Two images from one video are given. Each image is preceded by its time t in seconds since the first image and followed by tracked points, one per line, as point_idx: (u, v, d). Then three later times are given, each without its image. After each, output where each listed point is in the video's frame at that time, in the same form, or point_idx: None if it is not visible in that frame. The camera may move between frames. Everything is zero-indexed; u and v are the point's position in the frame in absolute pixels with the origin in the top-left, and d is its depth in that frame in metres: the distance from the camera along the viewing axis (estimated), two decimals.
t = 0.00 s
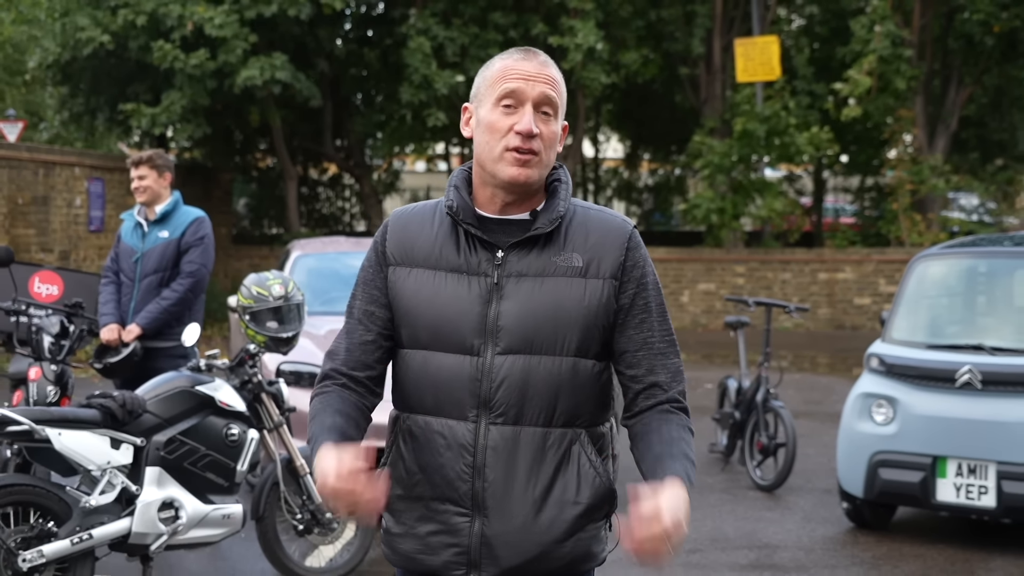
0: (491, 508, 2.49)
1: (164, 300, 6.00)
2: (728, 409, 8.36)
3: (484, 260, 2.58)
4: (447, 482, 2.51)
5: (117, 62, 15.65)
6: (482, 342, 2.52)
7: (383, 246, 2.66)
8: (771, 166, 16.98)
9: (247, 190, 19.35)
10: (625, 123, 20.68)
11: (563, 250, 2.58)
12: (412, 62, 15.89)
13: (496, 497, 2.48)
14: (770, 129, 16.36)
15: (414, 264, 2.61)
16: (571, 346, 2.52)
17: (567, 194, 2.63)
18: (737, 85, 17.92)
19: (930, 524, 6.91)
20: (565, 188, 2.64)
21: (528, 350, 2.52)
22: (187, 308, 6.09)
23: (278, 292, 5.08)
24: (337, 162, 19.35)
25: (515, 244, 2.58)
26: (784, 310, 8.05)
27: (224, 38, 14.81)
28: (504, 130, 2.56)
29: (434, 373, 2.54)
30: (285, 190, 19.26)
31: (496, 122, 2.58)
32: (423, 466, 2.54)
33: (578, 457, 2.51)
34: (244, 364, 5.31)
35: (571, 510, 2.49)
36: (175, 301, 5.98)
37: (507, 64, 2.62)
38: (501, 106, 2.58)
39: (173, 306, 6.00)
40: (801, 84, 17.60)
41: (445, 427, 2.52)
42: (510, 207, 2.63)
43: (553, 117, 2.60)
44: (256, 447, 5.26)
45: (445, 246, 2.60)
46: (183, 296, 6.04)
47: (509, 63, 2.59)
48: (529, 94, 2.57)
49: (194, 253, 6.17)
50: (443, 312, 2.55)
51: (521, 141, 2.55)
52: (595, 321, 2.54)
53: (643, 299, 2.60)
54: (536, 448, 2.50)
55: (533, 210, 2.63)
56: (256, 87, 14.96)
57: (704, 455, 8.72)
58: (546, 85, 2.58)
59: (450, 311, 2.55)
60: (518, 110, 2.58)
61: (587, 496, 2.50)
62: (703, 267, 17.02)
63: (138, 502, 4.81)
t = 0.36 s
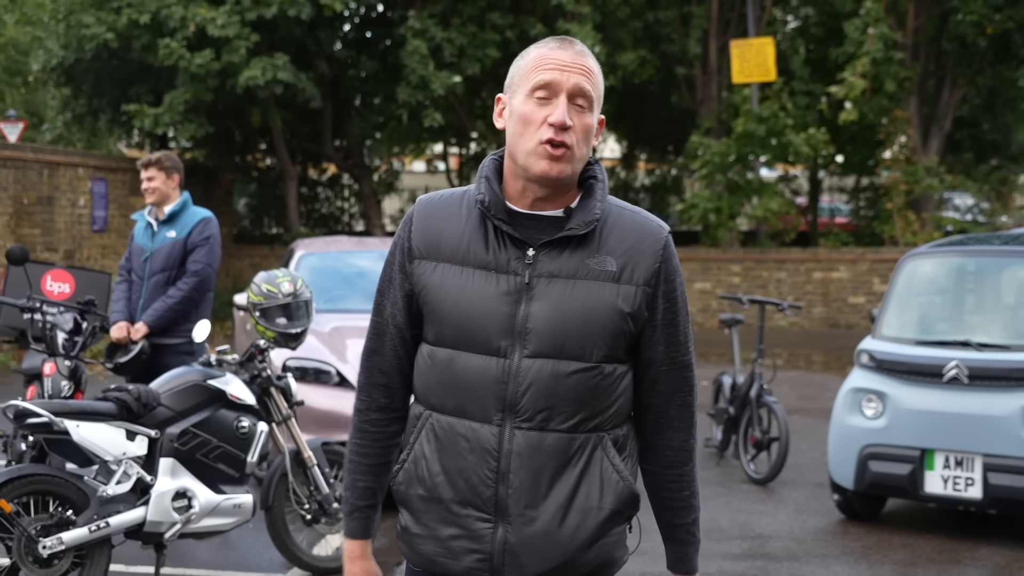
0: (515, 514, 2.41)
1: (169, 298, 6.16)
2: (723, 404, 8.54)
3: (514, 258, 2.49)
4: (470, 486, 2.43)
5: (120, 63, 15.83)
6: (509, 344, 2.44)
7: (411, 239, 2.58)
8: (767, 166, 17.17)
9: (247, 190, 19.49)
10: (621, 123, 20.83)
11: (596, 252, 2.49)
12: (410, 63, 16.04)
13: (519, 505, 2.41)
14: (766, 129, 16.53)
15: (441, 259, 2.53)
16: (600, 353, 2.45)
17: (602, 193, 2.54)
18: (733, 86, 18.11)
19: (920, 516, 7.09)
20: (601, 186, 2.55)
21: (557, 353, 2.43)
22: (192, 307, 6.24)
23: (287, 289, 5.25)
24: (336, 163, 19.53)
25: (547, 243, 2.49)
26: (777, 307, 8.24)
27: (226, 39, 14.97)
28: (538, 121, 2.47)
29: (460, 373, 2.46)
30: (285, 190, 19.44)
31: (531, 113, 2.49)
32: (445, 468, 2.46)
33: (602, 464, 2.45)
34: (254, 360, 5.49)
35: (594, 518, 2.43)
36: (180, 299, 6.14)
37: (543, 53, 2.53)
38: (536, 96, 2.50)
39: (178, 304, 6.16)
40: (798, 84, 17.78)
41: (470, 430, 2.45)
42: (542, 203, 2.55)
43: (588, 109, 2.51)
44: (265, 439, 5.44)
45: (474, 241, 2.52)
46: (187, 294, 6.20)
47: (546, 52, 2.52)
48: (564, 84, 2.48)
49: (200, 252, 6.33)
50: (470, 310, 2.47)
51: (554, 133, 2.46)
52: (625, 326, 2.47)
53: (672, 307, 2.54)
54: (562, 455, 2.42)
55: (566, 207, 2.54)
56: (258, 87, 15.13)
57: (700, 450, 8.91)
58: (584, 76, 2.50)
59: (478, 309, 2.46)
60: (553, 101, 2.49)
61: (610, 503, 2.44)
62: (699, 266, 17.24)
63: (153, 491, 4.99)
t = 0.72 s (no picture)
0: (541, 518, 2.47)
1: (176, 297, 6.34)
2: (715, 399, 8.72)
3: (528, 264, 2.53)
4: (496, 493, 2.48)
5: (121, 65, 15.99)
6: (528, 350, 2.48)
7: (424, 247, 2.62)
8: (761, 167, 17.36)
9: (247, 190, 19.65)
10: (618, 124, 21.03)
11: (611, 255, 2.54)
12: (408, 66, 16.22)
13: (545, 511, 2.46)
14: (760, 130, 16.73)
15: (456, 267, 2.57)
16: (619, 357, 2.49)
17: (614, 194, 2.58)
18: (728, 87, 18.31)
19: (907, 508, 7.29)
20: (612, 187, 2.58)
21: (576, 359, 2.48)
22: (198, 306, 6.40)
23: (292, 286, 5.44)
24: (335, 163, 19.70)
25: (561, 248, 2.53)
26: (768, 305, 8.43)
27: (226, 42, 15.16)
28: (533, 129, 2.50)
29: (480, 380, 2.51)
30: (285, 190, 19.63)
31: (526, 121, 2.51)
32: (469, 474, 2.52)
33: (623, 465, 2.50)
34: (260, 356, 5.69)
35: (619, 520, 2.49)
36: (186, 297, 6.31)
37: (536, 61, 2.55)
38: (531, 104, 2.52)
39: (184, 302, 6.33)
40: (793, 85, 18.00)
41: (493, 436, 2.49)
42: (552, 207, 2.57)
43: (583, 111, 2.52)
44: (271, 432, 5.64)
45: (489, 248, 2.56)
46: (193, 293, 6.36)
47: (541, 59, 2.54)
48: (556, 89, 2.50)
49: (206, 252, 6.49)
50: (487, 317, 2.51)
51: (550, 140, 2.48)
52: (643, 328, 2.51)
53: (686, 304, 2.58)
54: (585, 459, 2.47)
55: (577, 210, 2.57)
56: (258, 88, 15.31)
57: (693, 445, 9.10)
58: (576, 79, 2.51)
59: (496, 316, 2.51)
60: (546, 107, 2.51)
61: (633, 506, 2.50)
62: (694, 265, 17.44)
63: (163, 481, 5.18)
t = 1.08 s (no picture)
0: (551, 520, 2.65)
1: (190, 293, 6.54)
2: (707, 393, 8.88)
3: (517, 271, 2.69)
4: (505, 499, 2.65)
5: (123, 65, 16.17)
6: (525, 356, 2.65)
7: (408, 262, 2.75)
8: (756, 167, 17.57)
9: (247, 190, 19.84)
10: (614, 124, 21.23)
11: (595, 256, 2.72)
12: (408, 68, 16.43)
13: (554, 513, 2.64)
14: (755, 130, 16.94)
15: (444, 278, 2.71)
16: (611, 356, 2.69)
17: (593, 196, 2.77)
18: (723, 87, 18.52)
19: (893, 497, 7.50)
20: (590, 190, 2.77)
21: (572, 362, 2.66)
22: (210, 302, 6.62)
23: (297, 281, 5.64)
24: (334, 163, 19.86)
25: (547, 254, 2.70)
26: (759, 301, 8.64)
27: (228, 44, 15.36)
28: (493, 146, 2.65)
29: (478, 388, 2.66)
30: (284, 190, 19.82)
31: (486, 139, 2.66)
32: (475, 483, 2.68)
33: (624, 462, 2.72)
34: (266, 349, 5.92)
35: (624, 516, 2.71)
36: (200, 293, 6.53)
37: (488, 78, 2.68)
38: (488, 122, 2.67)
39: (198, 298, 6.54)
40: (788, 86, 18.21)
41: (497, 444, 2.66)
42: (528, 214, 2.73)
43: (540, 118, 2.67)
44: (277, 423, 5.85)
45: (476, 259, 2.70)
46: (207, 289, 6.58)
47: (492, 75, 2.67)
48: (509, 103, 2.65)
49: (218, 250, 6.71)
50: (483, 326, 2.66)
51: (509, 156, 2.65)
52: (632, 327, 2.71)
53: (665, 296, 2.80)
54: (588, 459, 2.67)
55: (557, 215, 2.74)
56: (259, 90, 15.51)
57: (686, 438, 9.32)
58: (528, 89, 2.65)
59: (490, 325, 2.66)
60: (502, 123, 2.66)
61: (636, 501, 2.73)
62: (690, 264, 17.61)
63: (174, 469, 5.38)
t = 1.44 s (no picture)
0: (534, 504, 2.63)
1: (203, 290, 6.74)
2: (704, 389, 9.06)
3: (492, 254, 2.68)
4: (486, 484, 2.63)
5: (127, 67, 16.37)
6: (504, 339, 2.64)
7: (379, 250, 2.71)
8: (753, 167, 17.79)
9: (249, 190, 20.03)
10: (613, 125, 21.42)
11: (568, 237, 2.72)
12: (410, 69, 16.63)
13: (536, 496, 2.63)
14: (752, 131, 17.14)
15: (417, 264, 2.69)
16: (588, 335, 2.69)
17: (562, 177, 2.76)
18: (720, 88, 18.72)
19: (885, 490, 7.70)
20: (560, 171, 2.77)
21: (549, 343, 2.66)
22: (222, 299, 6.83)
23: (306, 279, 5.84)
24: (336, 163, 20.05)
25: (521, 235, 2.70)
26: (754, 299, 8.84)
27: (232, 46, 15.54)
28: (460, 133, 2.64)
29: (455, 373, 2.64)
30: (286, 189, 20.02)
31: (451, 126, 2.66)
32: (454, 469, 2.65)
33: (605, 443, 2.71)
34: (275, 344, 6.10)
35: (606, 499, 2.71)
36: (214, 291, 6.73)
37: (449, 64, 2.66)
38: (452, 109, 2.66)
39: (211, 295, 6.74)
40: (784, 88, 18.40)
41: (476, 428, 2.64)
42: (498, 200, 2.74)
43: (505, 102, 2.66)
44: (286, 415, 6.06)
45: (450, 243, 2.69)
46: (219, 287, 6.78)
47: (453, 60, 2.65)
48: (471, 89, 2.64)
49: (229, 249, 6.91)
50: (460, 311, 2.65)
51: (476, 141, 2.63)
52: (609, 308, 2.71)
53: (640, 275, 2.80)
54: (568, 440, 2.66)
55: (528, 198, 2.74)
56: (262, 92, 15.70)
57: (684, 433, 9.52)
58: (490, 74, 2.64)
59: (467, 310, 2.65)
60: (467, 109, 2.65)
61: (618, 482, 2.73)
62: (688, 263, 17.73)
63: (187, 460, 5.57)
